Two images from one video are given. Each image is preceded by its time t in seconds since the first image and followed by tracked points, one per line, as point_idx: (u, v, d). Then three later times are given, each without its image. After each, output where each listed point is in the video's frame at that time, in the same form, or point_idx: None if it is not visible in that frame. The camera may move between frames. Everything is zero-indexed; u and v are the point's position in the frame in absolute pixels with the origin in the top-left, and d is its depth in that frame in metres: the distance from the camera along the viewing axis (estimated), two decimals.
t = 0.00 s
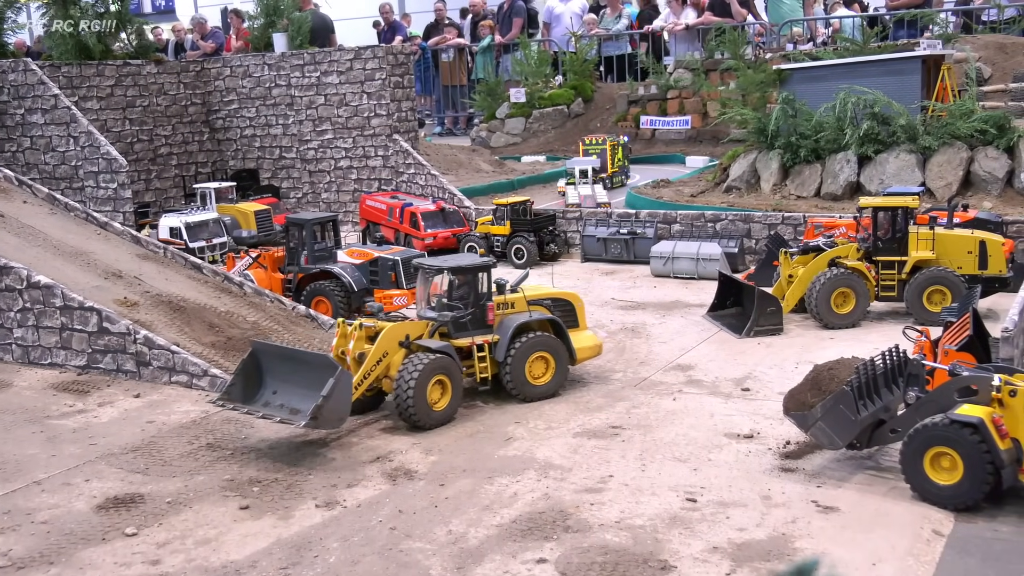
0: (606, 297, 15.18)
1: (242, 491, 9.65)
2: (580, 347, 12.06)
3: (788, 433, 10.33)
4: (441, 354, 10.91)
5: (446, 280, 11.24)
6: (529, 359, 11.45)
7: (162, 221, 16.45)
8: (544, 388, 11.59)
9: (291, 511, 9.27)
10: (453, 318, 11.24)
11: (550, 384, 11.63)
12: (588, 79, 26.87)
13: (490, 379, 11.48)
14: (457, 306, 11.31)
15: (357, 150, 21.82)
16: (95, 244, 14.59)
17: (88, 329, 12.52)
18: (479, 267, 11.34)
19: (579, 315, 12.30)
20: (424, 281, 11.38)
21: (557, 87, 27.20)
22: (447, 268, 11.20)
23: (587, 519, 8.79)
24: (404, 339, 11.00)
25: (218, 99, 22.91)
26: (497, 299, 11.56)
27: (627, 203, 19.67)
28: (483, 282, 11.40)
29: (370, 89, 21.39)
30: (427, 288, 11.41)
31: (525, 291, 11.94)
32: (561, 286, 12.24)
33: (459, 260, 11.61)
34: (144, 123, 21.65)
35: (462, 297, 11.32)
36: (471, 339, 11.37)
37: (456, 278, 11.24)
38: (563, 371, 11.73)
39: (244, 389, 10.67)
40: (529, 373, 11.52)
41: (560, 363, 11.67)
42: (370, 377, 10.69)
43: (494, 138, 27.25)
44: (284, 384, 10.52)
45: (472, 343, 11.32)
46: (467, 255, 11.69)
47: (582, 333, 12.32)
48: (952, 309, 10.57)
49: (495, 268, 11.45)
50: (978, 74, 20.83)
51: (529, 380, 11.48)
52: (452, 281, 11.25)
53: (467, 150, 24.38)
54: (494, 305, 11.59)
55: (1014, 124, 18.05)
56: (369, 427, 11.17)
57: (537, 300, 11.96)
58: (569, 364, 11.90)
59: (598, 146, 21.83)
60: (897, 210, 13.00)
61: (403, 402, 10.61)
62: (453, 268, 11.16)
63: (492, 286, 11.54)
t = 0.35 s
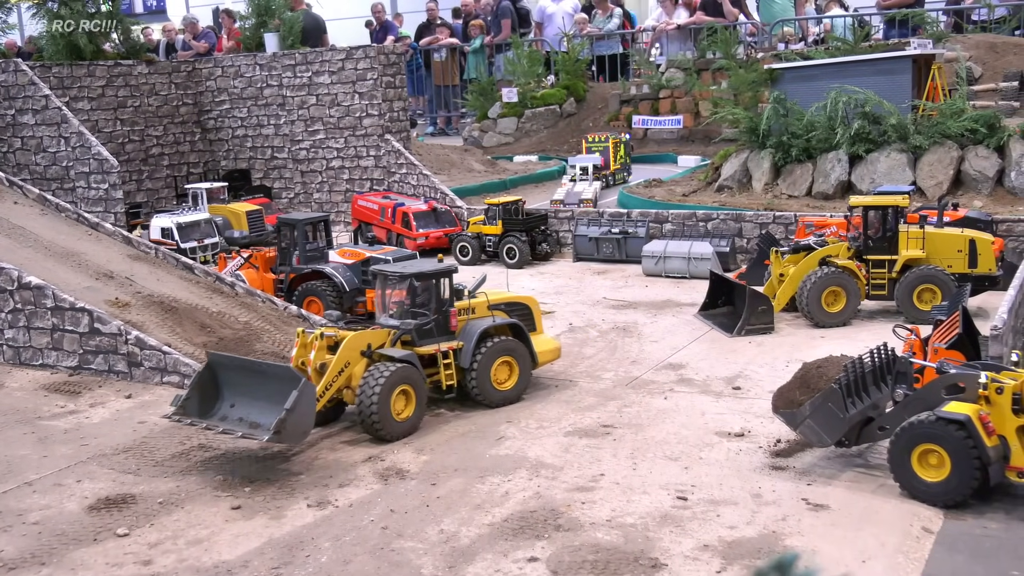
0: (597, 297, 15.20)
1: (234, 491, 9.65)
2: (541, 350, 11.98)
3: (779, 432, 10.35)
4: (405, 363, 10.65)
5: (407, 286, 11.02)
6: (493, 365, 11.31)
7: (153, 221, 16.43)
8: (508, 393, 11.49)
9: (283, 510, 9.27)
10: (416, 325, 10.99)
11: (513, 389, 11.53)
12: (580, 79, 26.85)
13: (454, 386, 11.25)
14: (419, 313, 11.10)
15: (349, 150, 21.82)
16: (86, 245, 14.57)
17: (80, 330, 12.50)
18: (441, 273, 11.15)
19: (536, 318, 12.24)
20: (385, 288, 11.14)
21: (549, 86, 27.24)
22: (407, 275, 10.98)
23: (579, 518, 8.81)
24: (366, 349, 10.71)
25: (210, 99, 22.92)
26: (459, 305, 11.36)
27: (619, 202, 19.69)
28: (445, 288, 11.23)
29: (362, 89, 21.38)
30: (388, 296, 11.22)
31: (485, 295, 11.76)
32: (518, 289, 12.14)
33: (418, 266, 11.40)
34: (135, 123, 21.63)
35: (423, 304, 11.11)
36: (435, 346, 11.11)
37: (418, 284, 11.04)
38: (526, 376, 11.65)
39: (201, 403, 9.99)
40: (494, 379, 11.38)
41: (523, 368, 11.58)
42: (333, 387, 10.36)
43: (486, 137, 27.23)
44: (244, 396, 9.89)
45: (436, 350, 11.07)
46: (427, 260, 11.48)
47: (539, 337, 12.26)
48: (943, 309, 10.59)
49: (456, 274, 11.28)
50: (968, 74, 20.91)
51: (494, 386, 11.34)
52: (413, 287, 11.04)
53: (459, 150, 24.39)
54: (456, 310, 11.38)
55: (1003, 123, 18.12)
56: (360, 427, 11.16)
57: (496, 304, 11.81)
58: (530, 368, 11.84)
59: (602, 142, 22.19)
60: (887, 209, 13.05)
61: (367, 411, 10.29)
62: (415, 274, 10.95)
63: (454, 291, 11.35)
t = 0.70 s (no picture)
0: (591, 295, 15.20)
1: (229, 492, 9.65)
2: (506, 355, 11.83)
3: (773, 429, 10.36)
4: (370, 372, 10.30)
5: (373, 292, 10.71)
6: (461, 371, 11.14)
7: (147, 221, 16.42)
8: (475, 399, 11.33)
9: (278, 510, 9.27)
10: (382, 333, 10.69)
11: (480, 395, 11.38)
12: (574, 77, 26.87)
13: (422, 394, 11.02)
14: (384, 320, 10.80)
15: (343, 150, 21.82)
16: (80, 246, 14.55)
17: (74, 331, 12.49)
18: (407, 278, 10.87)
19: (499, 322, 12.07)
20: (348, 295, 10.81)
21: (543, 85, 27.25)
22: (373, 281, 10.67)
23: (574, 515, 8.83)
24: (330, 359, 10.33)
25: (204, 99, 22.91)
26: (425, 311, 11.13)
27: (613, 200, 19.70)
28: (410, 293, 10.96)
29: (355, 88, 21.39)
30: (351, 305, 10.90)
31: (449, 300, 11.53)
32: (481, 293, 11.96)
33: (381, 271, 11.09)
34: (129, 124, 21.61)
35: (389, 311, 10.82)
36: (402, 353, 10.85)
37: (384, 290, 10.74)
38: (494, 381, 11.50)
39: (159, 418, 9.63)
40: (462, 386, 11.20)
41: (490, 373, 11.43)
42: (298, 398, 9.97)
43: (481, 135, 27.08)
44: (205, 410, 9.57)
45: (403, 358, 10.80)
46: (389, 265, 11.19)
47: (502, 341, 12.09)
48: (936, 302, 10.62)
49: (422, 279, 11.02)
50: (961, 70, 20.96)
51: (462, 393, 11.17)
52: (379, 295, 10.74)
53: (453, 149, 24.38)
54: (421, 317, 11.15)
55: (996, 119, 18.18)
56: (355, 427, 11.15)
57: (460, 309, 11.61)
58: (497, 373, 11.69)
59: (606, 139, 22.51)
60: (880, 205, 13.13)
61: (332, 423, 9.99)
62: (382, 280, 10.65)
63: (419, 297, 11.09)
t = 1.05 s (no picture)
0: (587, 294, 15.21)
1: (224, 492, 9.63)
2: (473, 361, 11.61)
3: (768, 427, 10.36)
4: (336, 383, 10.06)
5: (337, 301, 10.48)
6: (428, 380, 10.90)
7: (143, 222, 16.44)
8: (442, 408, 11.10)
9: (273, 510, 9.28)
10: (348, 341, 10.48)
11: (447, 404, 11.15)
12: (569, 76, 26.96)
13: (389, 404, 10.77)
14: (349, 328, 10.58)
15: (338, 150, 21.83)
16: (76, 248, 14.55)
17: (70, 332, 12.49)
18: (372, 285, 10.64)
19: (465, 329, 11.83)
20: (311, 303, 10.59)
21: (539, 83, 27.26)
22: (338, 288, 10.45)
23: (569, 513, 8.83)
24: (297, 372, 10.09)
25: (199, 100, 22.94)
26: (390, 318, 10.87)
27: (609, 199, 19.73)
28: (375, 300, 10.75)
29: (351, 88, 21.40)
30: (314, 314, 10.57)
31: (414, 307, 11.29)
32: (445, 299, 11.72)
33: (344, 278, 10.87)
34: (124, 125, 21.62)
35: (353, 319, 10.59)
36: (368, 362, 10.62)
37: (349, 298, 10.52)
38: (461, 388, 11.28)
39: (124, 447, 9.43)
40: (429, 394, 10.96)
41: (457, 381, 11.21)
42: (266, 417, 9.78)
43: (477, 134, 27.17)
44: (172, 439, 9.36)
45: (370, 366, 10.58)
46: (351, 272, 10.95)
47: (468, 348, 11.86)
48: (930, 301, 10.78)
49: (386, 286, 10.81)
50: (955, 67, 20.98)
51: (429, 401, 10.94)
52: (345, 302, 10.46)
53: (449, 148, 24.40)
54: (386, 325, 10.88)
55: (991, 115, 18.19)
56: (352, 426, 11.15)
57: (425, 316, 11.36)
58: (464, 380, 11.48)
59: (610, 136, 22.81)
60: (875, 202, 13.15)
61: (301, 439, 9.73)
62: (346, 286, 10.42)
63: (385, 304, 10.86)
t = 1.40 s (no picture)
0: (585, 294, 15.22)
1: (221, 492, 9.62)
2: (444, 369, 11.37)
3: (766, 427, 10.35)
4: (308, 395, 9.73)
5: (310, 308, 10.13)
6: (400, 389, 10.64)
7: (141, 223, 16.44)
8: (413, 417, 10.85)
9: (271, 510, 9.27)
10: (321, 350, 10.14)
11: (418, 413, 10.91)
12: (567, 76, 26.87)
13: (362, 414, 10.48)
14: (321, 337, 10.24)
15: (336, 150, 21.82)
16: (73, 248, 14.54)
17: (67, 333, 12.48)
18: (346, 293, 10.33)
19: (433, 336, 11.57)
20: (282, 310, 10.20)
21: (536, 84, 27.26)
22: (313, 294, 10.10)
23: (566, 513, 8.85)
24: (268, 385, 9.75)
25: (197, 101, 22.93)
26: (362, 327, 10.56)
27: (607, 199, 19.73)
28: (347, 309, 10.43)
29: (348, 89, 21.38)
30: (284, 322, 10.23)
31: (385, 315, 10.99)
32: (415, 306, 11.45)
33: (314, 285, 10.51)
34: (122, 125, 21.62)
35: (325, 327, 10.25)
36: (341, 372, 10.31)
37: (323, 305, 10.19)
38: (432, 397, 11.05)
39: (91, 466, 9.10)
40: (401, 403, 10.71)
41: (428, 389, 10.97)
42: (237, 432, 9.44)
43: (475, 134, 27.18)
44: (143, 458, 9.05)
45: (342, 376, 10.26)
46: (321, 280, 10.61)
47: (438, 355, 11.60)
48: (927, 301, 10.85)
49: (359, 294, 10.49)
50: (953, 66, 20.98)
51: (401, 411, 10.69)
52: (317, 309, 10.16)
53: (447, 148, 24.39)
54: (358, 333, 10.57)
55: (988, 116, 18.20)
56: (349, 426, 11.15)
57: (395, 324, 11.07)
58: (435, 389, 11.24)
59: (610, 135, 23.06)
60: (872, 202, 13.14)
61: (272, 456, 9.44)
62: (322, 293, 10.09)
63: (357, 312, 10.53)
